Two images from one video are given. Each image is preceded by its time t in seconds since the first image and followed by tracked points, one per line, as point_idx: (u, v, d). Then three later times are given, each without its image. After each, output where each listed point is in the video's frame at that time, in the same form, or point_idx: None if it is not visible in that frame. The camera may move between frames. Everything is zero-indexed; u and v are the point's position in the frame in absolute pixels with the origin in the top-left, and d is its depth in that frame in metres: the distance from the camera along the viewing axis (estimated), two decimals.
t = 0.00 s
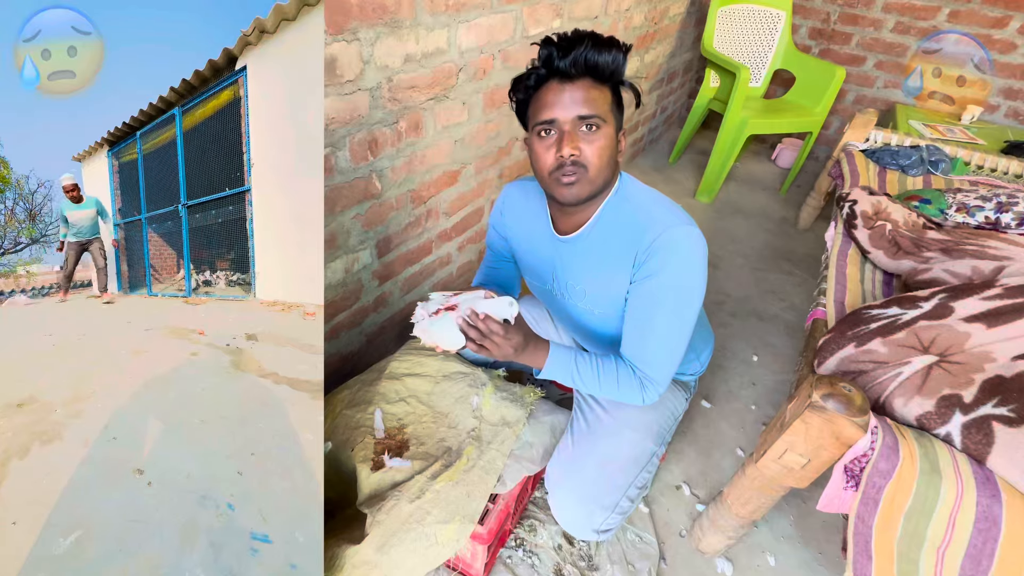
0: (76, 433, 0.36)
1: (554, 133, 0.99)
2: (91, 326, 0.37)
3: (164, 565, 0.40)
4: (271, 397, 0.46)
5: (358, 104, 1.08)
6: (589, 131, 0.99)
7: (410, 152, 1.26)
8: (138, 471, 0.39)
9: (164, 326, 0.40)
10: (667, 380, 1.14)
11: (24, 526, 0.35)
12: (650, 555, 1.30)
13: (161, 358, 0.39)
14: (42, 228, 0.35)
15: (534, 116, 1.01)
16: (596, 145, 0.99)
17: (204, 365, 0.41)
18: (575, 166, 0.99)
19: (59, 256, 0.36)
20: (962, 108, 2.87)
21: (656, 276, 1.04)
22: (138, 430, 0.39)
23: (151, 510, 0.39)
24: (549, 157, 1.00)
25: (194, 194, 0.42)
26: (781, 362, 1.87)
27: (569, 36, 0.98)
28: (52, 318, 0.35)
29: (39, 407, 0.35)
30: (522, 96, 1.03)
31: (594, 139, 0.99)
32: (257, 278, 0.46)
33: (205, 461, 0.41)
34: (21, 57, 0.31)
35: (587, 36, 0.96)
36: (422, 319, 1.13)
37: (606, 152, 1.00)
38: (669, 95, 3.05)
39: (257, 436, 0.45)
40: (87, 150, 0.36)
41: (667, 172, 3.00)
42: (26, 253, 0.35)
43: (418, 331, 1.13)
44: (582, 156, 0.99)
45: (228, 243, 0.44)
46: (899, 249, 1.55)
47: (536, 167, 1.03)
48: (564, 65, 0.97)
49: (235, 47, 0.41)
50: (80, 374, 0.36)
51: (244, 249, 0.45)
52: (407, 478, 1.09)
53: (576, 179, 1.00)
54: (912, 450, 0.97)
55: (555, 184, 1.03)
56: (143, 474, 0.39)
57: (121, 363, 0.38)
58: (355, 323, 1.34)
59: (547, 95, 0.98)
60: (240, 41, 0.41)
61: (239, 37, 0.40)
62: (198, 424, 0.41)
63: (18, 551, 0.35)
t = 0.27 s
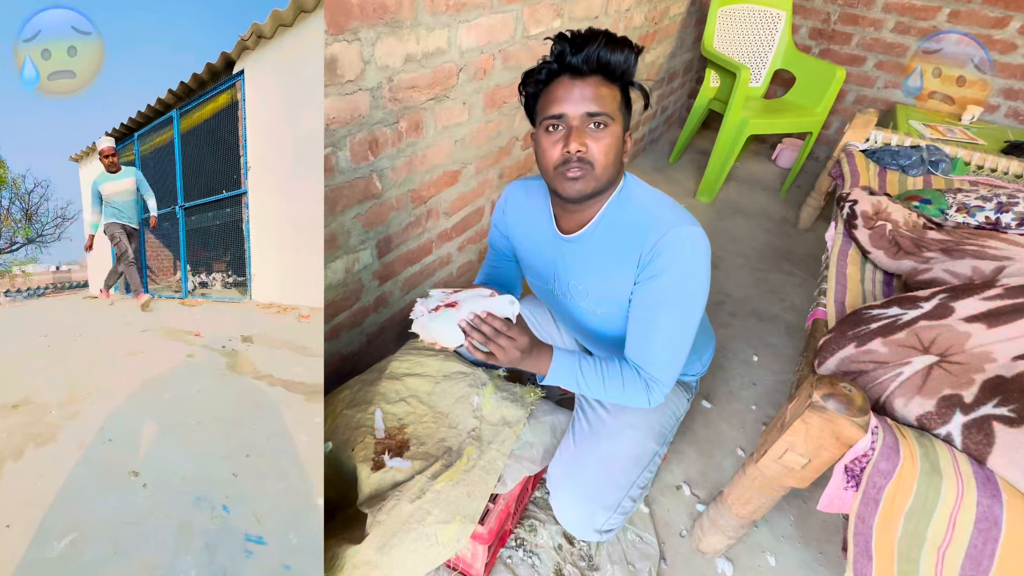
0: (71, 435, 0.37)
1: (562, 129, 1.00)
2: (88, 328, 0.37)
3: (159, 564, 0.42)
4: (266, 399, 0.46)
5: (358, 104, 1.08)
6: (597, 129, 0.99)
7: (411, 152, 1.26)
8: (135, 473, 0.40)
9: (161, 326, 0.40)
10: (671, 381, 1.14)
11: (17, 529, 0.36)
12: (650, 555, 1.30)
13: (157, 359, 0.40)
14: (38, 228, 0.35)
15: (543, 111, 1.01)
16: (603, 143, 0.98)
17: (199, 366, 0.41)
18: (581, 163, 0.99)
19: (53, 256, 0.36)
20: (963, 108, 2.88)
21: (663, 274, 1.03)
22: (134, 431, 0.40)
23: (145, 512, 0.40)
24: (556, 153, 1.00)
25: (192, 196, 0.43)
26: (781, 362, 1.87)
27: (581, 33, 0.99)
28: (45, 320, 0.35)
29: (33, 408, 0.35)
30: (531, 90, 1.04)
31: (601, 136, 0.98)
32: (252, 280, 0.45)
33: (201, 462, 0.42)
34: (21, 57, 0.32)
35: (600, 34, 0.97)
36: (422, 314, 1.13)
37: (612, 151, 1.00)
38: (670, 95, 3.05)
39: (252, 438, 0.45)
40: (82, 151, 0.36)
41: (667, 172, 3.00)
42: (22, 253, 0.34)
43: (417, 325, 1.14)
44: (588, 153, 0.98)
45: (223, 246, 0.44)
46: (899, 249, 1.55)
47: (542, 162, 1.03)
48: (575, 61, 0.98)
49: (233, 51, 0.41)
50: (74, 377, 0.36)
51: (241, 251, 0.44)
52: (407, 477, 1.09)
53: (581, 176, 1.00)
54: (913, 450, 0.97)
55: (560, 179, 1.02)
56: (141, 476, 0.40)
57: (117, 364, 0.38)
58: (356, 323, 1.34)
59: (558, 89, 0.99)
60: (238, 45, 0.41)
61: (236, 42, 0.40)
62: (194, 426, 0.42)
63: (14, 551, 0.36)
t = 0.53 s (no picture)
0: (59, 437, 0.40)
1: (559, 131, 0.99)
2: (80, 330, 0.40)
3: (147, 566, 0.44)
4: (258, 403, 0.46)
5: (359, 104, 1.08)
6: (594, 131, 0.98)
7: (411, 152, 1.26)
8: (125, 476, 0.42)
9: (153, 329, 0.43)
10: (691, 383, 1.13)
11: (7, 531, 0.39)
12: (650, 555, 1.30)
13: (147, 361, 0.42)
14: (31, 228, 0.37)
15: (540, 113, 1.01)
16: (599, 145, 0.99)
17: (192, 368, 0.43)
18: (578, 165, 0.99)
19: (47, 256, 0.38)
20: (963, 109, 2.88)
21: (668, 273, 1.03)
22: (125, 434, 0.42)
23: (133, 516, 0.42)
24: (553, 154, 1.00)
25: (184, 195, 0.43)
26: (781, 362, 1.87)
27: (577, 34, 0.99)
28: (36, 323, 0.38)
29: (22, 410, 0.38)
30: (528, 92, 1.03)
31: (598, 138, 0.98)
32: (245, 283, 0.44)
33: (189, 465, 0.44)
34: (21, 57, 0.34)
35: (595, 36, 0.96)
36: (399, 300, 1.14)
37: (609, 151, 1.00)
38: (670, 96, 3.05)
39: (244, 441, 0.46)
40: (78, 149, 0.38)
41: (667, 172, 3.00)
42: (14, 253, 0.37)
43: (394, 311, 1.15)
44: (586, 155, 0.99)
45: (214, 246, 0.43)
46: (899, 249, 1.55)
47: (540, 166, 1.04)
48: (570, 63, 0.97)
49: (228, 56, 0.40)
50: (64, 380, 0.39)
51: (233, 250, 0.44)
52: (407, 478, 1.09)
53: (578, 177, 1.00)
54: (913, 451, 0.97)
55: (558, 180, 1.02)
56: (130, 480, 0.42)
57: (108, 365, 0.41)
58: (356, 323, 1.34)
59: (554, 92, 0.98)
60: (233, 50, 0.40)
61: (232, 47, 0.40)
62: (184, 429, 0.43)
63: (5, 552, 0.39)
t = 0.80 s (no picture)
0: (45, 439, 0.42)
1: (552, 134, 0.99)
2: (71, 330, 0.42)
3: (133, 567, 0.46)
4: (245, 404, 0.47)
5: (359, 104, 1.08)
6: (586, 131, 0.98)
7: (411, 152, 1.26)
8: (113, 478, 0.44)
9: (146, 329, 0.44)
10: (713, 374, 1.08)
11: None
12: (651, 556, 1.30)
13: (137, 362, 0.44)
14: (24, 227, 0.39)
15: (532, 116, 1.00)
16: (593, 146, 0.98)
17: (182, 369, 0.45)
18: (573, 167, 0.99)
19: (40, 256, 0.40)
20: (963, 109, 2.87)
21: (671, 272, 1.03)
22: (114, 434, 0.44)
23: (118, 517, 0.44)
24: (547, 158, 1.00)
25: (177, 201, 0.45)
26: (782, 362, 1.87)
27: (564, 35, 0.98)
28: (27, 324, 0.40)
29: (11, 411, 0.41)
30: (517, 96, 1.03)
31: (591, 139, 0.98)
32: (237, 285, 0.47)
33: (175, 467, 0.46)
34: (21, 57, 0.36)
35: (582, 36, 0.95)
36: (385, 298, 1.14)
37: (603, 151, 1.00)
38: (670, 96, 3.05)
39: (231, 441, 0.47)
40: (73, 149, 0.40)
41: (668, 172, 2.99)
42: (7, 252, 0.39)
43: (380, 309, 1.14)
44: (580, 157, 0.98)
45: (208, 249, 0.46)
46: (900, 249, 1.55)
47: (534, 170, 1.03)
48: (560, 65, 0.97)
49: (222, 60, 0.42)
50: (53, 381, 0.42)
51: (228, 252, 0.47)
52: (407, 478, 1.08)
53: (574, 181, 1.00)
54: (914, 451, 0.97)
55: (553, 185, 1.03)
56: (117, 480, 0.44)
57: (97, 364, 0.43)
58: (356, 323, 1.34)
59: (545, 94, 0.98)
60: (228, 55, 0.42)
61: (225, 52, 0.42)
62: (172, 430, 0.45)
63: None
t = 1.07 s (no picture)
0: (40, 439, 0.42)
1: (544, 137, 0.98)
2: (67, 331, 0.42)
3: (124, 568, 0.45)
4: (239, 405, 0.48)
5: (359, 105, 1.08)
6: (580, 135, 0.97)
7: (411, 152, 1.26)
8: (104, 479, 0.44)
9: (142, 331, 0.45)
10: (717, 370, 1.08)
11: None
12: (651, 557, 1.30)
13: (134, 363, 0.44)
14: (19, 227, 0.40)
15: (525, 119, 0.99)
16: (586, 149, 0.98)
17: (177, 369, 0.45)
18: (565, 170, 0.99)
19: (34, 256, 0.41)
20: (964, 109, 2.87)
21: (672, 271, 1.03)
22: (108, 434, 0.44)
23: (110, 518, 0.44)
24: (540, 161, 1.00)
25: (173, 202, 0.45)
26: (782, 363, 1.87)
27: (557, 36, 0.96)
28: (24, 324, 0.40)
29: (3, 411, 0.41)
30: (512, 97, 1.02)
31: (584, 142, 0.98)
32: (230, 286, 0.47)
33: (168, 468, 0.46)
34: (21, 57, 0.36)
35: (575, 37, 0.94)
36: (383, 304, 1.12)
37: (596, 154, 1.00)
38: (670, 96, 3.05)
39: (224, 441, 0.47)
40: (68, 149, 0.40)
41: (668, 172, 2.99)
42: (3, 250, 0.39)
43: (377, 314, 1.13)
44: (572, 160, 0.98)
45: (207, 250, 0.46)
46: (900, 250, 1.55)
47: (528, 173, 1.03)
48: (552, 67, 0.95)
49: (218, 64, 0.42)
50: (46, 383, 0.42)
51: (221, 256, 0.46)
52: (407, 479, 1.08)
53: (567, 185, 1.00)
54: (915, 452, 0.97)
55: (547, 188, 1.03)
56: (110, 480, 0.44)
57: (93, 365, 0.43)
58: (356, 323, 1.34)
59: (536, 98, 0.96)
60: (223, 57, 0.42)
61: (222, 54, 0.42)
62: (165, 430, 0.45)
63: None
